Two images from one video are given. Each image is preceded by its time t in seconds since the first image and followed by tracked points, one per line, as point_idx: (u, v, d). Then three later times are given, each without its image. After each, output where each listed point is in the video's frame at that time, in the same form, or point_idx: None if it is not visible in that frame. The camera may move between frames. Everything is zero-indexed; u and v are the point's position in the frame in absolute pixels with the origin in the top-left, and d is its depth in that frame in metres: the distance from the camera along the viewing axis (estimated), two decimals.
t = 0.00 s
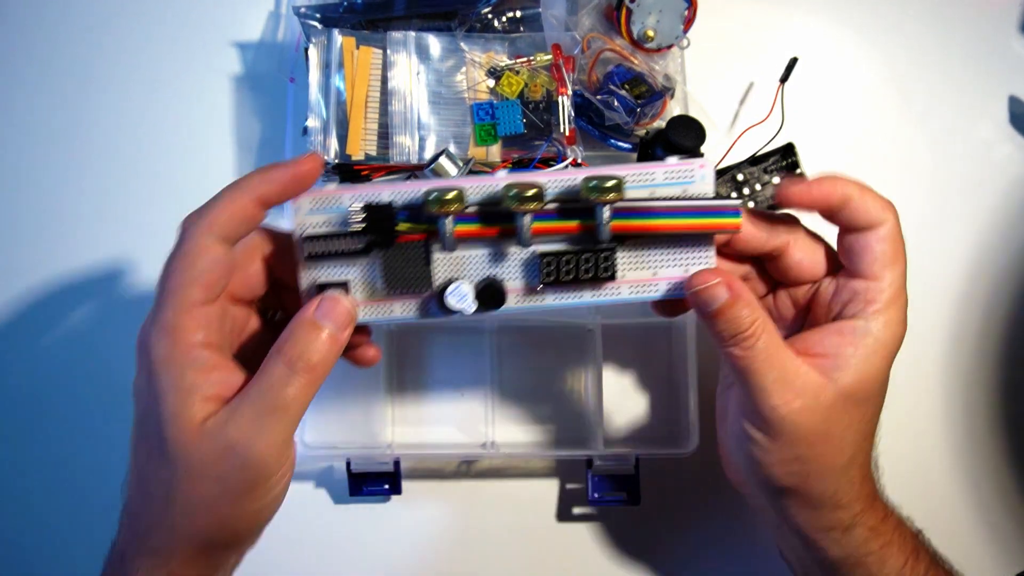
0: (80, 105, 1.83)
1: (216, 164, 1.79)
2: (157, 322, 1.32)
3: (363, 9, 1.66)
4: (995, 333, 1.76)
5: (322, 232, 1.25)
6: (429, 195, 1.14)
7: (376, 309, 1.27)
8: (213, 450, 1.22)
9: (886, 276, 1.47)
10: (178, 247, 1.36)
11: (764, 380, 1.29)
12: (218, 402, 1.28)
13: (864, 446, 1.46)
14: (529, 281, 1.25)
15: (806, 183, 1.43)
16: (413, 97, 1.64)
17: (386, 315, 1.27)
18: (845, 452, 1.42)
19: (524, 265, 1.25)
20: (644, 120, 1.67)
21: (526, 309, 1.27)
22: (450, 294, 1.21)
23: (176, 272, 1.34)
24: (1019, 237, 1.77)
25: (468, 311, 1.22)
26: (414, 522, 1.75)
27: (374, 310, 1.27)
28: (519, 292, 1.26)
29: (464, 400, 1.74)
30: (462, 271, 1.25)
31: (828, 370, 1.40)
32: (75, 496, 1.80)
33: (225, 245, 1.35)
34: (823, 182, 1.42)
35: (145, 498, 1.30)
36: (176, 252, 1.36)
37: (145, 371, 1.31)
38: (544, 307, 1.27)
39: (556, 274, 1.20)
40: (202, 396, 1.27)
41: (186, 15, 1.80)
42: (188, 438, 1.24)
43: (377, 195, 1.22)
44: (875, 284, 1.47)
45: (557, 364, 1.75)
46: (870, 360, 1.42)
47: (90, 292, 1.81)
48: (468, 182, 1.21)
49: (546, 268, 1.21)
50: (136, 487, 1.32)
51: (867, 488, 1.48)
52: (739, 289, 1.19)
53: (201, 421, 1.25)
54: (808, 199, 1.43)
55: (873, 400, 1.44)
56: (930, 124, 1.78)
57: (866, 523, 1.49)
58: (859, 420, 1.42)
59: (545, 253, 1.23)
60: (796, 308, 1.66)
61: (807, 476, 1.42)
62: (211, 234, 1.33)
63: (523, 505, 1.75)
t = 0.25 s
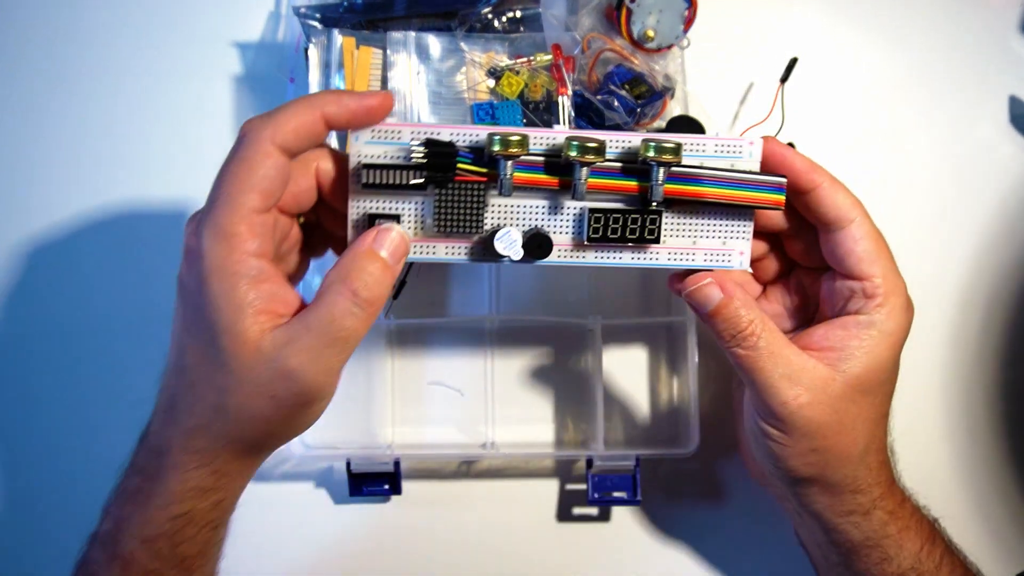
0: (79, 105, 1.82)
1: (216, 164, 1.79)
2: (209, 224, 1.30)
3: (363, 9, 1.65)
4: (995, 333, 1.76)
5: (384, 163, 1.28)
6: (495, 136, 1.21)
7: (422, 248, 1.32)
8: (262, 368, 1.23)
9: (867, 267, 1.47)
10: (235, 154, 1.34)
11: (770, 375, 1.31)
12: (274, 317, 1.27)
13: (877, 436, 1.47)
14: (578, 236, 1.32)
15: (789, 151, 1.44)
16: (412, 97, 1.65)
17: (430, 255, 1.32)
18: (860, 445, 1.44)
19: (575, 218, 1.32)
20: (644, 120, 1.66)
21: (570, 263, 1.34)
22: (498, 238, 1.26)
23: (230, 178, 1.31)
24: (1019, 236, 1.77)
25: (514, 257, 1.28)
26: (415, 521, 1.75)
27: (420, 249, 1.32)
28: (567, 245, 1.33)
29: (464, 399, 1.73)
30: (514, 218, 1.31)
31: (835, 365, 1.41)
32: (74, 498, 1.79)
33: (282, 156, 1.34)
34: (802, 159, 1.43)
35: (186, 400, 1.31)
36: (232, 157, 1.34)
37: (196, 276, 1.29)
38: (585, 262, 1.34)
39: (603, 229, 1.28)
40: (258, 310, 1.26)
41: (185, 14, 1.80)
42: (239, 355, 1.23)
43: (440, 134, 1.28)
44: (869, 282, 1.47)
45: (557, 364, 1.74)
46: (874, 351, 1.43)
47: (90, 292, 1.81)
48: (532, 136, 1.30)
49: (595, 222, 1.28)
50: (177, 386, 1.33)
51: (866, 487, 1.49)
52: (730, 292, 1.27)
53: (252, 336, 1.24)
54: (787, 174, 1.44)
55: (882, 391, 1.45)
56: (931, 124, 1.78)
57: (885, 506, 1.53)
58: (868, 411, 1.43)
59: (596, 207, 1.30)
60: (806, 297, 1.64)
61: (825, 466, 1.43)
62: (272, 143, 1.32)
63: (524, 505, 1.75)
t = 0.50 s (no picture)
0: (78, 104, 1.82)
1: (217, 164, 1.79)
2: (278, 275, 1.22)
3: (363, 9, 1.66)
4: (995, 332, 1.76)
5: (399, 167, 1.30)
6: (509, 140, 1.22)
7: (433, 251, 1.34)
8: (348, 406, 1.28)
9: (863, 277, 1.43)
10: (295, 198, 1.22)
11: (760, 374, 1.32)
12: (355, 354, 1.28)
13: (864, 441, 1.47)
14: (587, 239, 1.35)
15: (802, 150, 1.40)
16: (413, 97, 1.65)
17: (442, 258, 1.35)
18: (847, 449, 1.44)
19: (585, 221, 1.34)
20: (644, 120, 1.67)
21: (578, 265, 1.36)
22: (510, 240, 1.29)
23: (295, 226, 1.21)
24: (1019, 236, 1.77)
25: (525, 259, 1.30)
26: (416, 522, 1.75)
27: (432, 251, 1.34)
28: (576, 248, 1.35)
29: (463, 400, 1.73)
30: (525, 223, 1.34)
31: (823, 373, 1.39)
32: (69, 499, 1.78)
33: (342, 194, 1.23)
34: (815, 158, 1.39)
35: (261, 420, 1.35)
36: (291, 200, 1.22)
37: (274, 325, 1.24)
38: (593, 266, 1.36)
39: (612, 233, 1.30)
40: (338, 352, 1.26)
41: (185, 14, 1.80)
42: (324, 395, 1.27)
43: (454, 140, 1.32)
44: (863, 291, 1.44)
45: (556, 364, 1.74)
46: (863, 362, 1.41)
47: (90, 291, 1.81)
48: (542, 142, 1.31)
49: (603, 226, 1.30)
50: (248, 406, 1.35)
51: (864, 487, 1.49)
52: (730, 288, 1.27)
53: (336, 379, 1.26)
54: (795, 172, 1.41)
55: (870, 400, 1.43)
56: (931, 124, 1.78)
57: (870, 508, 1.53)
58: (855, 417, 1.42)
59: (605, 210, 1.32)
60: (802, 302, 1.64)
61: (809, 469, 1.43)
62: (335, 186, 1.21)
63: (524, 505, 1.75)
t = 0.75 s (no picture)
0: (78, 103, 1.83)
1: (218, 164, 1.79)
2: (301, 326, 1.20)
3: (363, 9, 1.66)
4: (994, 333, 1.76)
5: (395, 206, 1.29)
6: (500, 181, 1.20)
7: (433, 278, 1.37)
8: (368, 417, 1.35)
9: (846, 283, 1.40)
10: (311, 253, 1.17)
11: (747, 389, 1.30)
12: (371, 372, 1.32)
13: (851, 445, 1.46)
14: (583, 261, 1.36)
15: (785, 154, 1.36)
16: (412, 98, 1.65)
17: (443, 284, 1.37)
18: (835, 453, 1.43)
19: (579, 245, 1.35)
20: (644, 121, 1.68)
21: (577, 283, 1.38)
22: (508, 271, 1.30)
23: (316, 280, 1.18)
24: (1018, 237, 1.77)
25: (525, 287, 1.32)
26: (416, 520, 1.76)
27: (433, 280, 1.37)
28: (573, 268, 1.36)
29: (463, 400, 1.73)
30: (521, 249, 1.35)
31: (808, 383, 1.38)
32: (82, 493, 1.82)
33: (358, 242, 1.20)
34: (797, 163, 1.35)
35: (277, 437, 1.38)
36: (308, 255, 1.17)
37: (297, 368, 1.24)
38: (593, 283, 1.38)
39: (608, 256, 1.31)
40: (357, 372, 1.30)
41: (185, 15, 1.80)
42: (345, 413, 1.32)
43: (448, 176, 1.30)
44: (846, 296, 1.41)
45: (556, 364, 1.74)
46: (848, 369, 1.38)
47: (93, 291, 1.82)
48: (533, 168, 1.30)
49: (600, 251, 1.31)
50: (263, 427, 1.37)
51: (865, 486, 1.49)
52: (722, 294, 1.27)
53: (356, 398, 1.31)
54: (777, 177, 1.37)
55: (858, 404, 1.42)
56: (931, 125, 1.78)
57: (859, 508, 1.52)
58: (841, 424, 1.41)
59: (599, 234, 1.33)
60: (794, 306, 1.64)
61: (796, 473, 1.43)
62: (353, 239, 1.18)
63: (524, 504, 1.76)
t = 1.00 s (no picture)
0: (77, 104, 1.83)
1: (217, 164, 1.79)
2: (320, 330, 1.21)
3: (363, 9, 1.65)
4: (995, 332, 1.76)
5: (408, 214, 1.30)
6: (512, 189, 1.21)
7: (446, 287, 1.36)
8: (373, 417, 1.37)
9: (858, 281, 1.39)
10: (332, 257, 1.18)
11: (759, 395, 1.29)
12: (381, 370, 1.36)
13: (858, 444, 1.46)
14: (596, 269, 1.36)
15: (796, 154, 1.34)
16: (412, 98, 1.65)
17: (457, 293, 1.36)
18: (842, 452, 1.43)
19: (592, 253, 1.35)
20: (644, 121, 1.68)
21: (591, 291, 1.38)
22: (521, 278, 1.31)
23: (337, 286, 1.19)
24: (1019, 236, 1.77)
25: (539, 294, 1.32)
26: (417, 520, 1.76)
27: (447, 289, 1.37)
28: (585, 276, 1.36)
29: (463, 400, 1.73)
30: (535, 257, 1.35)
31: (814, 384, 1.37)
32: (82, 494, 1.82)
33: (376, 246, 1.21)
34: (809, 162, 1.33)
35: (284, 442, 1.38)
36: (330, 260, 1.18)
37: (311, 373, 1.25)
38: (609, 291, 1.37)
39: (621, 262, 1.31)
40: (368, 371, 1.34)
41: (184, 14, 1.80)
42: (355, 414, 1.35)
43: (459, 185, 1.30)
44: (857, 296, 1.40)
45: (556, 364, 1.74)
46: (858, 369, 1.38)
47: (92, 292, 1.82)
48: (544, 176, 1.30)
49: (613, 257, 1.31)
50: (271, 432, 1.37)
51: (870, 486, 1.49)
52: (734, 301, 1.31)
53: (367, 397, 1.34)
54: (788, 177, 1.35)
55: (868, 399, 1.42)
56: (931, 125, 1.78)
57: (864, 505, 1.52)
58: (850, 423, 1.41)
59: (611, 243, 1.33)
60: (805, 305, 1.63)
61: (804, 472, 1.43)
62: (374, 244, 1.19)
63: (523, 505, 1.75)
